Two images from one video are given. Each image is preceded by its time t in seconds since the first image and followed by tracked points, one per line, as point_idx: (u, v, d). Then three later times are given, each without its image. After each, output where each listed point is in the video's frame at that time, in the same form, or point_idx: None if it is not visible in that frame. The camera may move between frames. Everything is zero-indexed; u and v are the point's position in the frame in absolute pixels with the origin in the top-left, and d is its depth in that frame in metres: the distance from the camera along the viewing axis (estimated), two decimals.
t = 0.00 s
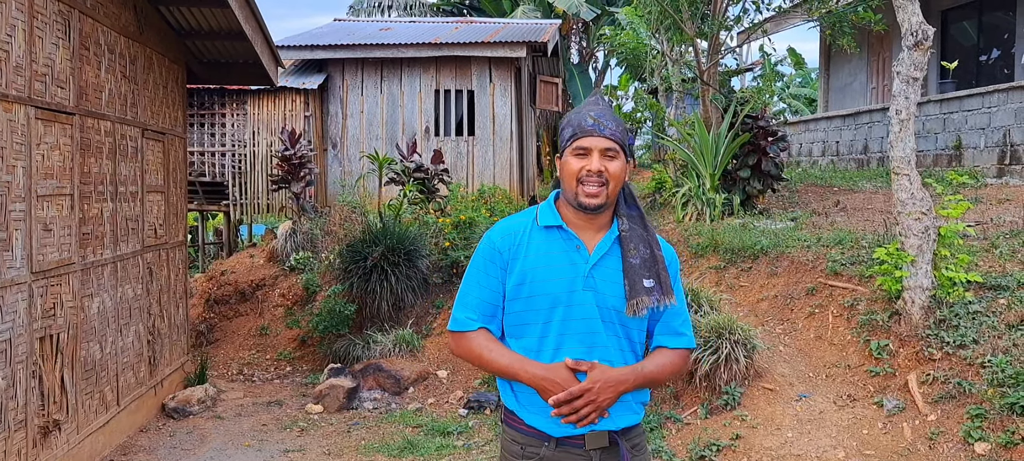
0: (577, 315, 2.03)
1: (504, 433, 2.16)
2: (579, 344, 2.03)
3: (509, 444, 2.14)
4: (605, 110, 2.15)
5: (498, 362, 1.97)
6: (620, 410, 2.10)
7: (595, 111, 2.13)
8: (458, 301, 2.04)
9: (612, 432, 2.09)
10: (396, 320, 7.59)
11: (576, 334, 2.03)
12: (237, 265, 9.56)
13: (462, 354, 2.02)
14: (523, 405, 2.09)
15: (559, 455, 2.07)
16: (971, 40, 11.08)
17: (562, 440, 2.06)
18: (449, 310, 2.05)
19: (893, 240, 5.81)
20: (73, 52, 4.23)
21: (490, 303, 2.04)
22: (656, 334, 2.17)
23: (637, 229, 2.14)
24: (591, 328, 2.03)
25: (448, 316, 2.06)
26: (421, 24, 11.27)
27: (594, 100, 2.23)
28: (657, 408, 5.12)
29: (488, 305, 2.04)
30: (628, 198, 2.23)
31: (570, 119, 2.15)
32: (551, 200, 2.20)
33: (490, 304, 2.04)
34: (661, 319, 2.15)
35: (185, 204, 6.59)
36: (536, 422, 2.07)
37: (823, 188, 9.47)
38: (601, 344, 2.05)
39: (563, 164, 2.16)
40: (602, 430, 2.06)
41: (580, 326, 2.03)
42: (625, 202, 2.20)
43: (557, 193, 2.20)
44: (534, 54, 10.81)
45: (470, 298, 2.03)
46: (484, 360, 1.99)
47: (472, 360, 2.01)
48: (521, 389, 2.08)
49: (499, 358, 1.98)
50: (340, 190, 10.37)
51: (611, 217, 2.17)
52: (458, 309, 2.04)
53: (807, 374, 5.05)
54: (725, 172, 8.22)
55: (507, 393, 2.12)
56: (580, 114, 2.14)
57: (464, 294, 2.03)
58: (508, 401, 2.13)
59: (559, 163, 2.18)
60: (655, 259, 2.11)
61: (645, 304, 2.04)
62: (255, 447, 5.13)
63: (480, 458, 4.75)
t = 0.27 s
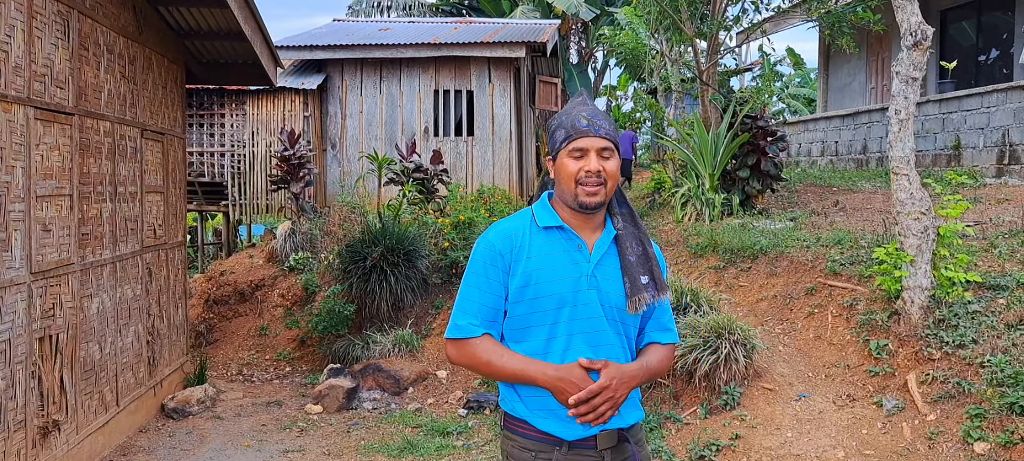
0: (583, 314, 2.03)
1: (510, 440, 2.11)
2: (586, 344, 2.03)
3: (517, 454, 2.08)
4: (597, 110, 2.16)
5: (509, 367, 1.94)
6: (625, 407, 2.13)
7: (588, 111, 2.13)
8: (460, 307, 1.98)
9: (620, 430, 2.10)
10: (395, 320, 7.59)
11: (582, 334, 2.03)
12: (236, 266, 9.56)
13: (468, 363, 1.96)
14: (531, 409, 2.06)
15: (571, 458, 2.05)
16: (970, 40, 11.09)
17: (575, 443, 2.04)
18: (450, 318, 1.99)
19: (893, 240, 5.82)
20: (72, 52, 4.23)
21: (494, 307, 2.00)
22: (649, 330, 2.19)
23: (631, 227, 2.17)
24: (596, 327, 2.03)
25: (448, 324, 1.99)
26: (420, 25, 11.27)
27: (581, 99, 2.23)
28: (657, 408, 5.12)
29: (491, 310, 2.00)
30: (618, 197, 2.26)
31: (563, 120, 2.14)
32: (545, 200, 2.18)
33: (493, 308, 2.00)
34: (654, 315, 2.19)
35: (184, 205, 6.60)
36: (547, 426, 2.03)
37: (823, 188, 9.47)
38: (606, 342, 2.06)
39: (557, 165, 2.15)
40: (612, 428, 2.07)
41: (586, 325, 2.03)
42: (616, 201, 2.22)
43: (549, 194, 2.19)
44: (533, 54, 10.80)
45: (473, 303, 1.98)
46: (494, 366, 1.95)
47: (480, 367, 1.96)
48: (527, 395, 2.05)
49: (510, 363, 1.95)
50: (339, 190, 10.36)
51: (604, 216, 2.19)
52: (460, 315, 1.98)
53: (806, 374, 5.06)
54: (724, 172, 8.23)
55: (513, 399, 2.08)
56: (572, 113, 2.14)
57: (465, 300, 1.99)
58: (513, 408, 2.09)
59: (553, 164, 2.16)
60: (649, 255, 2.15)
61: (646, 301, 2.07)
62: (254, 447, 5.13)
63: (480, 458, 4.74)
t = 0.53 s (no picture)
0: (586, 316, 2.03)
1: (513, 445, 2.09)
2: (589, 345, 2.04)
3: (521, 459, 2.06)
4: (586, 109, 2.19)
5: (519, 371, 1.92)
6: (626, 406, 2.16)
7: (579, 110, 2.16)
8: (464, 312, 1.93)
9: (622, 430, 2.13)
10: (395, 320, 7.60)
11: (585, 335, 2.03)
12: (235, 266, 9.56)
13: (475, 369, 1.91)
14: (535, 413, 2.04)
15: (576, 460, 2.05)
16: (968, 40, 11.10)
17: (581, 445, 2.05)
18: (452, 324, 1.93)
19: (892, 240, 5.83)
20: (72, 52, 4.23)
21: (497, 311, 1.95)
22: (639, 328, 2.24)
23: (624, 228, 2.21)
24: (599, 328, 2.05)
25: (450, 329, 1.93)
26: (419, 25, 11.28)
27: (567, 99, 2.24)
28: (656, 409, 5.12)
29: (495, 314, 1.96)
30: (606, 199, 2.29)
31: (556, 120, 2.15)
32: (539, 200, 2.17)
33: (497, 312, 1.96)
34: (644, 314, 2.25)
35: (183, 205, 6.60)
36: (554, 430, 2.03)
37: (822, 188, 9.48)
38: (608, 342, 2.07)
39: (551, 164, 2.14)
40: (615, 429, 2.10)
41: (588, 327, 2.04)
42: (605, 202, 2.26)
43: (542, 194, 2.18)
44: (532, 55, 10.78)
45: (477, 307, 1.93)
46: (505, 371, 1.92)
47: (487, 373, 1.92)
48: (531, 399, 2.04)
49: (519, 367, 1.92)
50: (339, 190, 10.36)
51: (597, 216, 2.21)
52: (462, 320, 1.92)
53: (805, 374, 5.06)
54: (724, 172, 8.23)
55: (516, 403, 2.06)
56: (564, 113, 2.16)
57: (469, 304, 1.93)
58: (516, 413, 2.07)
59: (547, 164, 2.16)
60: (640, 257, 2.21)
61: (642, 305, 2.13)
62: (254, 448, 5.13)
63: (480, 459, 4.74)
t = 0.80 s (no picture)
0: (584, 317, 2.03)
1: (510, 447, 2.08)
2: (588, 346, 2.04)
3: None
4: (576, 109, 2.19)
5: (520, 372, 1.91)
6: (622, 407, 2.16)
7: (570, 110, 2.16)
8: (461, 317, 1.92)
9: (620, 431, 2.13)
10: (394, 321, 7.59)
11: (582, 336, 2.04)
12: (235, 266, 9.55)
13: (473, 373, 1.90)
14: (532, 415, 2.04)
15: None
16: (968, 41, 11.10)
17: (578, 446, 2.05)
18: (450, 328, 1.92)
19: (892, 240, 5.83)
20: (71, 53, 4.22)
21: (495, 315, 1.95)
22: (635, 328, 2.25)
23: (618, 228, 2.22)
24: (596, 329, 2.05)
25: (448, 334, 1.92)
26: (419, 25, 11.27)
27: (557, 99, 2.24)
28: (656, 409, 5.12)
29: (493, 318, 1.95)
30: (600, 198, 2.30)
31: (547, 120, 2.15)
32: (533, 202, 2.16)
33: (493, 316, 1.95)
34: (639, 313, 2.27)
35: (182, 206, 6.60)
36: (552, 432, 2.02)
37: (821, 188, 9.48)
38: (605, 342, 2.08)
39: (544, 166, 2.14)
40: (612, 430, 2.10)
41: (585, 328, 2.04)
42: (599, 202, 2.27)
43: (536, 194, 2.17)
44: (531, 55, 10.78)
45: (474, 311, 1.92)
46: (504, 373, 1.90)
47: (486, 376, 1.91)
48: (527, 401, 2.03)
49: (521, 368, 1.91)
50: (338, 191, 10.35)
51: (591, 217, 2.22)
52: (460, 325, 1.91)
53: (805, 374, 5.05)
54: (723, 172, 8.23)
55: (512, 405, 2.06)
56: (555, 114, 2.15)
57: (466, 308, 1.92)
58: (513, 415, 2.06)
59: (540, 165, 2.15)
60: (634, 257, 2.23)
61: (639, 304, 2.15)
62: (253, 448, 5.12)
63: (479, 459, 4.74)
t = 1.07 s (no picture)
0: (573, 318, 2.02)
1: (503, 444, 2.11)
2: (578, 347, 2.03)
3: (510, 458, 2.08)
4: (564, 107, 2.17)
5: (507, 369, 1.92)
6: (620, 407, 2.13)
7: (555, 110, 2.15)
8: (448, 318, 1.97)
9: (614, 432, 2.11)
10: (393, 321, 7.59)
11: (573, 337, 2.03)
12: (234, 266, 9.54)
13: (461, 371, 1.94)
14: (521, 414, 2.05)
15: None
16: (967, 41, 11.11)
17: (568, 446, 2.04)
18: (438, 330, 1.97)
19: (891, 240, 5.83)
20: (70, 53, 4.22)
21: (482, 317, 1.99)
22: (640, 326, 2.23)
23: (614, 225, 2.19)
24: (587, 329, 2.04)
25: (438, 336, 1.98)
26: (418, 25, 11.27)
27: (548, 100, 2.24)
28: (655, 409, 5.12)
29: (480, 320, 1.99)
30: (598, 195, 2.27)
31: (533, 122, 2.15)
32: (527, 204, 2.18)
33: (481, 317, 1.99)
34: (645, 311, 2.23)
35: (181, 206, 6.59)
36: (541, 430, 2.03)
37: (820, 188, 9.49)
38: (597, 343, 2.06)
39: (533, 168, 2.14)
40: (605, 430, 2.07)
41: (576, 328, 2.03)
42: (596, 200, 2.24)
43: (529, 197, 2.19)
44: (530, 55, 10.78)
45: (461, 313, 1.96)
46: (488, 371, 1.93)
47: (472, 375, 1.94)
48: (517, 399, 2.05)
49: (507, 364, 1.93)
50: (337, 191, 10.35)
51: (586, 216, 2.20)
52: (448, 326, 1.96)
53: (804, 374, 5.05)
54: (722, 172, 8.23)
55: (503, 403, 2.08)
56: (540, 115, 2.15)
57: (453, 310, 1.97)
58: (504, 413, 2.08)
59: (529, 168, 2.16)
60: (634, 252, 2.16)
61: (636, 300, 2.08)
62: (252, 449, 5.12)
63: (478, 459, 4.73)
